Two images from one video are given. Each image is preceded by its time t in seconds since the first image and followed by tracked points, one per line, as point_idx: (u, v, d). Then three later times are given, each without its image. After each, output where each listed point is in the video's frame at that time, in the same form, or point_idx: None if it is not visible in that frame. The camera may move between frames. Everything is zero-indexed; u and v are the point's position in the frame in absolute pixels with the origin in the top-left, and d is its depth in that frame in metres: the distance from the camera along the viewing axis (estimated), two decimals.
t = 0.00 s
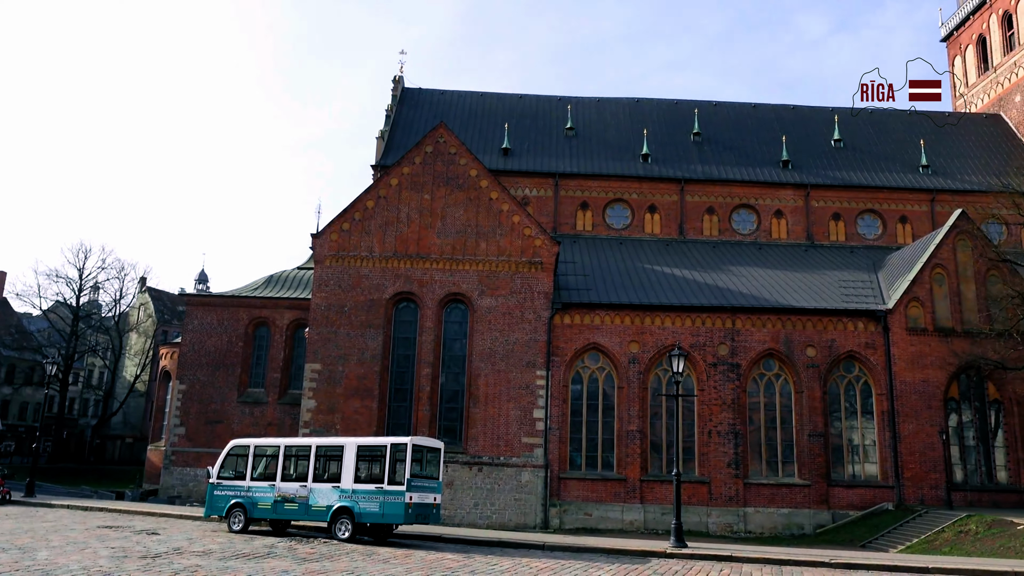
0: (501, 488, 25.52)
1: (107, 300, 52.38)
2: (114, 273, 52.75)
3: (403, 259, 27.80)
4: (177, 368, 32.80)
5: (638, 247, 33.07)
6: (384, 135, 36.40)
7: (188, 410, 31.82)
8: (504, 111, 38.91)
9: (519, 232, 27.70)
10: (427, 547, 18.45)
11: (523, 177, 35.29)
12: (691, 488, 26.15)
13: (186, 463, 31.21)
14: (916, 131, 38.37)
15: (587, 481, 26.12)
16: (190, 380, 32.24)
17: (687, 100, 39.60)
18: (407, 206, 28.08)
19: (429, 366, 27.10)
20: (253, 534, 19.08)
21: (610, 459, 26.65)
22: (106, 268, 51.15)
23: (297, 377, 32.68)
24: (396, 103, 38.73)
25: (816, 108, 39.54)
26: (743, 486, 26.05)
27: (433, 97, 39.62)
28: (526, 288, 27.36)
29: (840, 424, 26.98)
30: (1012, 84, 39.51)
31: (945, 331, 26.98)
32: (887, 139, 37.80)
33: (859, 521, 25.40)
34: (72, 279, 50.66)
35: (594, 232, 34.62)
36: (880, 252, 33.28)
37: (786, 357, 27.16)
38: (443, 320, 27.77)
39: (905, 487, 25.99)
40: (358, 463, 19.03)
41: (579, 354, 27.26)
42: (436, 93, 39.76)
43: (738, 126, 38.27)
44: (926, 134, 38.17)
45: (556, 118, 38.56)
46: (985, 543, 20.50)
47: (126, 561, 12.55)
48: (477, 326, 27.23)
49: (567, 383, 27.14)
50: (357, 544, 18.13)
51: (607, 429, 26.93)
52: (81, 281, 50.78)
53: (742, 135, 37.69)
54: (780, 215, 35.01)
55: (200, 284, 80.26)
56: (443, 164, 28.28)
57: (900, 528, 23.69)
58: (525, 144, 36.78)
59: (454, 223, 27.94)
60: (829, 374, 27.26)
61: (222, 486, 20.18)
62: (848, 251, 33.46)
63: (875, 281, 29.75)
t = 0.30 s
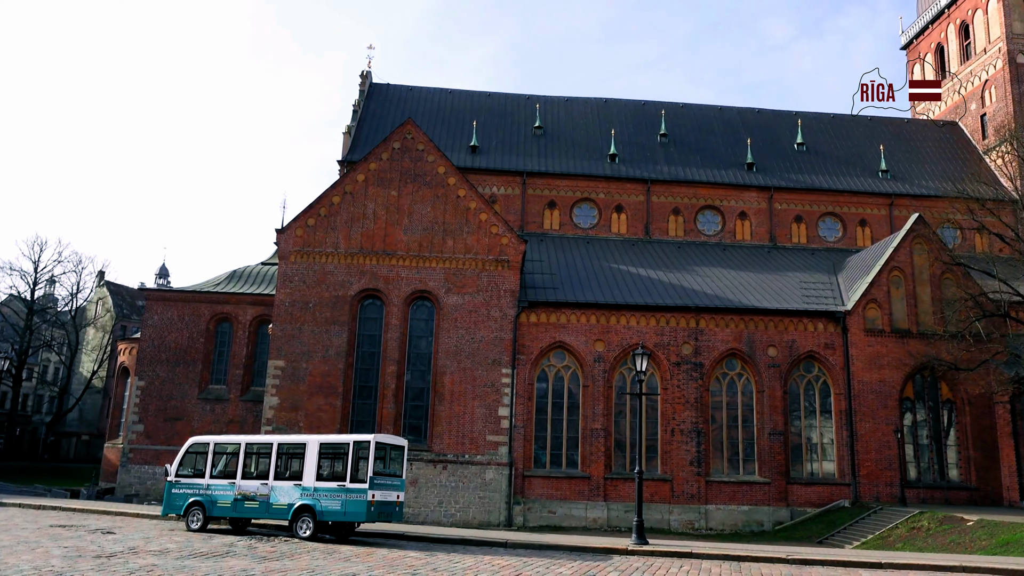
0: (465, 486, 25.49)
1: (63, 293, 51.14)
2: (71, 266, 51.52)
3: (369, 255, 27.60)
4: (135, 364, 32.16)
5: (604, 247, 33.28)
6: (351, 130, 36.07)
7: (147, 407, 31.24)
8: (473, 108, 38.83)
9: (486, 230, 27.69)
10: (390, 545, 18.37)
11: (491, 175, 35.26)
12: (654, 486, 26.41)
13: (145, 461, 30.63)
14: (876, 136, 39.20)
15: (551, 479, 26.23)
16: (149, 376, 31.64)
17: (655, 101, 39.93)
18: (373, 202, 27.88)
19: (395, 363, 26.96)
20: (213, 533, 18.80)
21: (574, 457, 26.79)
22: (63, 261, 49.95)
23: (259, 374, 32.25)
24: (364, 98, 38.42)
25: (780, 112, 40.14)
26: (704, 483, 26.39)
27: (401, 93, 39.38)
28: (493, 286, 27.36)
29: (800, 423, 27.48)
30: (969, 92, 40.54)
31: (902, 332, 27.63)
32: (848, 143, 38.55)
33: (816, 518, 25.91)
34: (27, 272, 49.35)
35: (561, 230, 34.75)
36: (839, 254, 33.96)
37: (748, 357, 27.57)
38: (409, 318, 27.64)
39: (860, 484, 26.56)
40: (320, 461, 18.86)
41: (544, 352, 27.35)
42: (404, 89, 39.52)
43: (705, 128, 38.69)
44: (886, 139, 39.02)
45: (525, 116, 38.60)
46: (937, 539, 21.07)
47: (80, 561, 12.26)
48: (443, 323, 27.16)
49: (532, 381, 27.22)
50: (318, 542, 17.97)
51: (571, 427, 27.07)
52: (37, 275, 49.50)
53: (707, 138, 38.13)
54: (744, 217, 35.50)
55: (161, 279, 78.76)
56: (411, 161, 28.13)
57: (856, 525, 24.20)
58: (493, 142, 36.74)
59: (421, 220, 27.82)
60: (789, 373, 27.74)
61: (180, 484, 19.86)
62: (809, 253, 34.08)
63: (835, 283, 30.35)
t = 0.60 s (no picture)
0: (427, 484, 25.39)
1: (14, 287, 49.68)
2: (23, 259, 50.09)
3: (333, 251, 27.32)
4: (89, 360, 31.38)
5: (569, 246, 33.41)
6: (315, 124, 35.65)
7: (101, 404, 30.50)
8: (440, 105, 38.67)
9: (451, 228, 27.59)
10: (350, 544, 18.21)
11: (457, 172, 35.14)
12: (615, 484, 26.60)
13: (98, 459, 29.90)
14: (835, 141, 39.99)
15: (514, 477, 26.27)
16: (104, 372, 30.90)
17: (621, 102, 40.19)
18: (338, 197, 27.60)
19: (357, 361, 26.74)
20: (168, 532, 18.44)
21: (537, 456, 26.86)
22: (14, 254, 48.55)
23: (219, 371, 31.70)
24: (329, 93, 38.02)
25: (743, 115, 40.71)
26: (665, 482, 26.65)
27: (367, 88, 39.05)
28: (458, 284, 27.28)
29: (759, 422, 27.91)
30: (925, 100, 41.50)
31: (858, 333, 28.23)
32: (808, 148, 39.27)
33: (773, 516, 26.36)
34: None
35: (526, 229, 34.81)
36: (799, 257, 34.58)
37: (709, 356, 27.92)
38: (372, 315, 27.42)
39: (817, 482, 27.08)
40: (280, 459, 18.61)
41: (508, 351, 27.36)
42: (370, 84, 39.20)
43: (670, 130, 39.08)
44: (846, 144, 39.84)
45: (492, 114, 38.56)
46: (889, 535, 21.60)
47: (29, 562, 11.93)
48: (407, 321, 27.01)
49: (496, 379, 27.21)
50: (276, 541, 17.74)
51: (534, 425, 27.13)
52: None
53: (672, 139, 38.52)
54: (707, 218, 35.93)
55: (118, 273, 77.00)
56: (376, 157, 27.90)
57: (812, 522, 24.68)
58: (460, 139, 36.63)
59: (385, 216, 27.61)
60: (749, 373, 28.16)
61: (135, 483, 19.45)
62: (770, 255, 34.63)
63: (795, 285, 30.88)
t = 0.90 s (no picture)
0: (388, 487, 25.22)
1: None
2: None
3: (295, 251, 26.99)
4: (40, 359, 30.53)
5: (533, 248, 33.51)
6: (278, 122, 35.21)
7: (52, 404, 29.70)
8: (405, 105, 38.49)
9: (415, 229, 27.47)
10: (308, 547, 17.99)
11: (421, 173, 35.01)
12: (576, 486, 26.73)
13: (48, 461, 29.09)
14: (794, 150, 40.78)
15: (475, 479, 26.24)
16: (55, 372, 30.09)
17: (586, 106, 40.46)
18: (300, 196, 27.29)
19: (318, 361, 26.45)
20: (120, 536, 18.03)
21: (498, 458, 26.87)
22: None
23: (175, 371, 31.08)
24: (292, 90, 37.58)
25: (705, 122, 41.29)
26: (625, 484, 26.87)
27: (331, 86, 38.68)
28: (421, 285, 27.16)
29: (717, 425, 28.30)
30: (880, 112, 42.49)
31: (814, 338, 28.82)
32: (768, 155, 39.97)
33: (731, 517, 26.76)
34: None
35: (490, 231, 34.84)
36: (759, 262, 35.16)
37: (669, 360, 28.25)
38: (334, 315, 27.15)
39: (773, 484, 27.55)
40: (237, 461, 18.31)
41: (470, 353, 27.32)
42: (334, 82, 38.84)
43: (634, 135, 39.44)
44: (804, 153, 40.65)
45: (457, 115, 38.49)
46: (842, 536, 22.07)
47: None
48: (368, 322, 26.81)
49: (458, 381, 27.14)
50: (233, 544, 17.45)
51: (496, 428, 27.13)
52: None
53: (636, 144, 38.89)
54: (669, 223, 36.35)
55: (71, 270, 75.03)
56: (339, 156, 27.65)
57: (768, 524, 25.11)
58: (425, 140, 36.50)
59: (348, 216, 27.37)
60: (709, 377, 28.54)
61: (86, 485, 18.97)
62: (730, 260, 35.16)
63: (754, 290, 31.39)
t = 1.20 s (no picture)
0: (350, 490, 24.97)
1: None
2: None
3: (257, 251, 26.59)
4: None
5: (499, 251, 33.50)
6: (241, 120, 34.69)
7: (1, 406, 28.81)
8: (371, 105, 38.20)
9: (380, 230, 27.27)
10: (267, 552, 17.71)
11: (387, 174, 34.79)
12: (540, 489, 26.76)
13: None
14: (757, 157, 41.42)
15: (438, 482, 26.11)
16: (5, 373, 29.20)
17: (553, 110, 40.62)
18: (263, 196, 26.92)
19: (280, 363, 26.08)
20: (71, 542, 17.55)
21: (462, 461, 26.76)
22: None
23: (132, 372, 30.39)
24: (257, 88, 37.06)
25: (670, 128, 41.73)
26: (588, 487, 26.97)
27: (297, 85, 38.24)
28: (385, 287, 26.97)
29: (680, 428, 28.56)
30: (840, 121, 43.42)
31: (775, 343, 29.27)
32: (731, 162, 40.54)
33: (692, 520, 27.03)
34: None
35: (456, 233, 34.76)
36: (722, 268, 35.62)
37: (633, 363, 28.44)
38: (296, 317, 26.81)
39: (734, 487, 27.90)
40: (195, 464, 17.94)
41: (435, 355, 27.18)
42: (300, 81, 38.40)
43: (599, 140, 39.69)
44: (766, 160, 41.32)
45: (424, 117, 38.33)
46: (800, 537, 22.43)
47: None
48: (332, 324, 26.53)
49: (422, 384, 26.98)
50: (189, 550, 17.09)
51: (460, 431, 27.03)
52: None
53: (602, 149, 39.14)
54: (634, 227, 36.66)
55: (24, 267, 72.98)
56: (304, 156, 27.33)
57: (729, 526, 25.42)
58: (391, 141, 36.27)
59: (312, 217, 27.06)
60: (672, 381, 28.81)
61: (36, 490, 18.41)
62: (694, 265, 35.56)
63: (716, 295, 31.78)
